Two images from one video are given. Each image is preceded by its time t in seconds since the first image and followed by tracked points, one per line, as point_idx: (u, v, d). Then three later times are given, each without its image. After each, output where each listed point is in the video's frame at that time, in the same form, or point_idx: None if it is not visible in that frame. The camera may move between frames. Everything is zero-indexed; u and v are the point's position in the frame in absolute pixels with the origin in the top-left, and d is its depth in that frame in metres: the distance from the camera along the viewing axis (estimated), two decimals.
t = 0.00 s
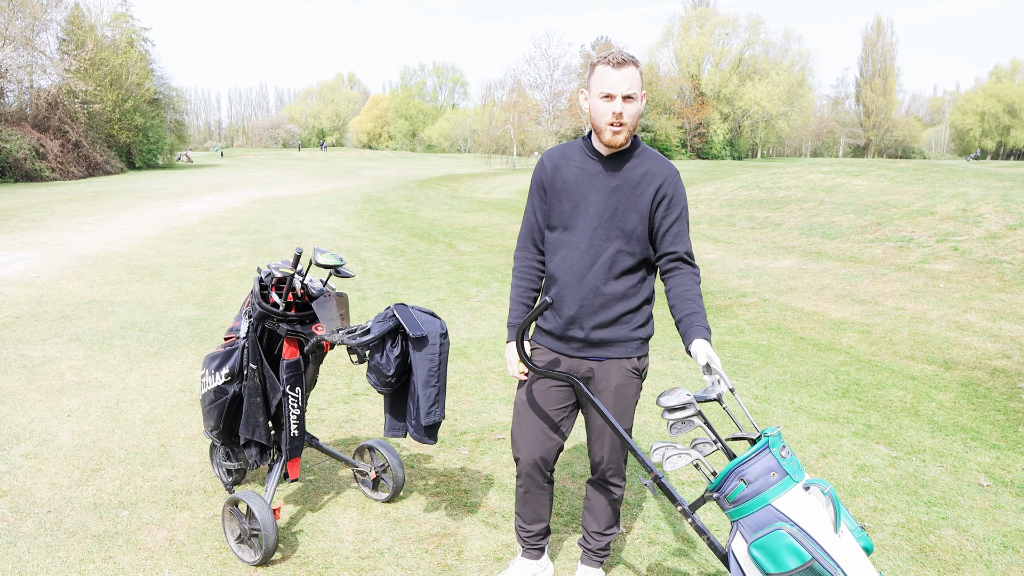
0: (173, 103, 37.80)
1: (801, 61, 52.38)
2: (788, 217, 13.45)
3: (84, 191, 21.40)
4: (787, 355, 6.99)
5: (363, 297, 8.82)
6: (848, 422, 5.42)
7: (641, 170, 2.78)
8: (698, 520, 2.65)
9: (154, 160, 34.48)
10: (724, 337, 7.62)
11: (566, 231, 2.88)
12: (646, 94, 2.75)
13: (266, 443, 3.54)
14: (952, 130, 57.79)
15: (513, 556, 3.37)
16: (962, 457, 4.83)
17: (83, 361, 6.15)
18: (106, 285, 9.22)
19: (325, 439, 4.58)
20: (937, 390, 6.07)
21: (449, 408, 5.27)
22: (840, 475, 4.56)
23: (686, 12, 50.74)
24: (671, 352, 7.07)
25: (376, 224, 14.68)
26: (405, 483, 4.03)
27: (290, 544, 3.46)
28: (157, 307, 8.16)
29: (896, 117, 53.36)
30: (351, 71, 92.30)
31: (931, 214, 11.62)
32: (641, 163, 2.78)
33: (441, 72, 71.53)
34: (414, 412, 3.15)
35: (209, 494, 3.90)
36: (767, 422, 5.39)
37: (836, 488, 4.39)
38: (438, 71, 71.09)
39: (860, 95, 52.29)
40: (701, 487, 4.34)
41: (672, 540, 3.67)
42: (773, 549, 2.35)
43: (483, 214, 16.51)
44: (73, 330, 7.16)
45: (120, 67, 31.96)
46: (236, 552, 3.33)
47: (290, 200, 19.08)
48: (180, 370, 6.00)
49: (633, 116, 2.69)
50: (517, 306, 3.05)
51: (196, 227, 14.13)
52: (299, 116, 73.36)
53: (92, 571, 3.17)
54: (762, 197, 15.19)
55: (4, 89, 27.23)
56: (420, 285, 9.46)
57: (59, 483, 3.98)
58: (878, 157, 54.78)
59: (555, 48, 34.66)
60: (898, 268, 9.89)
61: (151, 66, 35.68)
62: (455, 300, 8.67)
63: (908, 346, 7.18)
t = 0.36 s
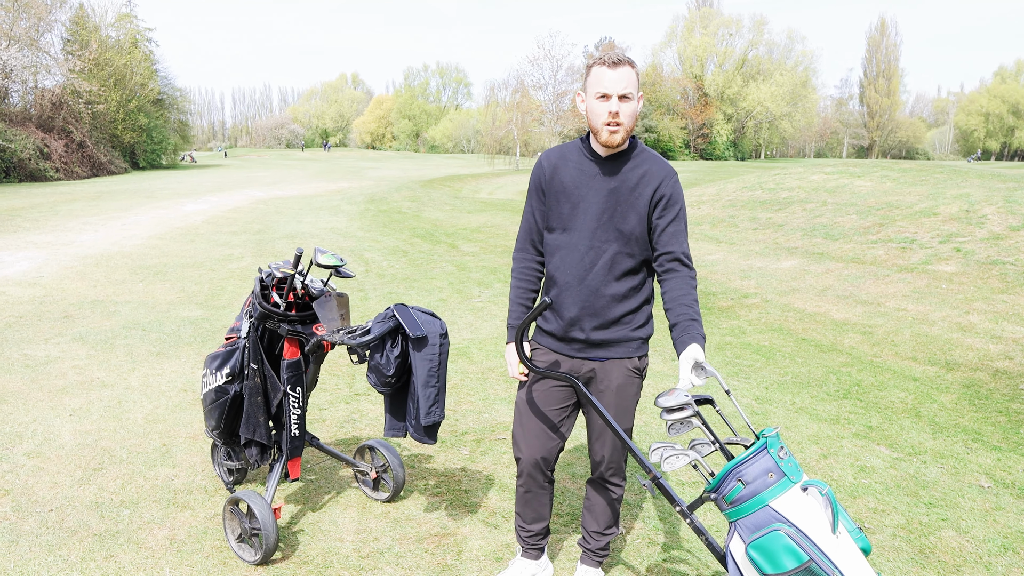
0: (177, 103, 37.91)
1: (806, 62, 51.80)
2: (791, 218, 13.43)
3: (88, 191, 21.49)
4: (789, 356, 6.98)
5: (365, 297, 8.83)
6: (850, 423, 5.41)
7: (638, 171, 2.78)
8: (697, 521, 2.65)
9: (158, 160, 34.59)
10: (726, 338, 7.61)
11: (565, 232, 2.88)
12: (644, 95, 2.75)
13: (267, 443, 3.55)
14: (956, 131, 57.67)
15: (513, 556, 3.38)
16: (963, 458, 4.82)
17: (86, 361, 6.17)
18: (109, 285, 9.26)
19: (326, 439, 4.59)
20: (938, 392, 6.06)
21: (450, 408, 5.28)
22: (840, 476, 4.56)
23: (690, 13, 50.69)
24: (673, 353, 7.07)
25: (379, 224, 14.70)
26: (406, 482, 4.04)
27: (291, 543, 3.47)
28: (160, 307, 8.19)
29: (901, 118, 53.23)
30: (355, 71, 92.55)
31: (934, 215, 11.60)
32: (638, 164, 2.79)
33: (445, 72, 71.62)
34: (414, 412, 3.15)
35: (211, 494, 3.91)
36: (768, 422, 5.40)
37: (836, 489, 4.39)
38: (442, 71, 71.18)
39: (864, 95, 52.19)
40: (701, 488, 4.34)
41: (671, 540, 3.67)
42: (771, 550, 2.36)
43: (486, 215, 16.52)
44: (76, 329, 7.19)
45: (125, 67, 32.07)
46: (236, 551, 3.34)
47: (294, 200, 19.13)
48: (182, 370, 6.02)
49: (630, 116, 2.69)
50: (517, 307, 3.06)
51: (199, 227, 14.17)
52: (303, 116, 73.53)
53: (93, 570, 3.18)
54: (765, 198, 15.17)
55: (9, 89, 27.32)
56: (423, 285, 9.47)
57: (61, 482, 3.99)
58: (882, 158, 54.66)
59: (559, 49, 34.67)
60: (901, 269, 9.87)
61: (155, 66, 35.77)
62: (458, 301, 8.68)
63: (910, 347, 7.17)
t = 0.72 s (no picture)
0: (181, 105, 38.04)
1: (808, 62, 50.99)
2: (793, 219, 13.45)
3: (93, 193, 21.60)
4: (791, 358, 7.01)
5: (369, 299, 8.88)
6: (851, 425, 5.44)
7: (638, 176, 2.80)
8: (697, 522, 2.70)
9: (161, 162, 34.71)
10: (728, 340, 7.64)
11: (566, 238, 2.92)
12: (640, 101, 2.79)
13: (272, 445, 3.58)
14: (960, 131, 57.56)
15: (516, 557, 3.41)
16: (963, 460, 4.84)
17: (91, 363, 6.22)
18: (114, 287, 9.31)
19: (331, 441, 4.63)
20: (940, 393, 6.08)
21: (454, 410, 5.31)
22: (840, 477, 4.59)
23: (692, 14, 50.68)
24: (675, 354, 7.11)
25: (382, 225, 14.75)
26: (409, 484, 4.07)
27: (296, 544, 3.51)
28: (165, 309, 8.24)
29: (904, 118, 53.14)
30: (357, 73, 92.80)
31: (937, 216, 11.61)
32: (637, 169, 2.81)
33: (448, 73, 71.70)
34: (418, 414, 3.19)
35: (216, 495, 3.95)
36: (769, 423, 5.43)
37: (837, 490, 4.42)
38: (444, 72, 71.27)
39: (867, 95, 52.12)
40: (703, 489, 4.37)
41: (672, 541, 3.70)
42: (769, 551, 2.40)
43: (489, 216, 16.57)
44: (82, 331, 7.24)
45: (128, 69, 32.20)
46: (242, 552, 3.38)
47: (297, 201, 19.20)
48: (187, 372, 6.07)
49: (628, 124, 2.74)
50: (519, 311, 3.10)
51: (203, 229, 14.23)
52: (306, 117, 73.71)
53: (100, 570, 3.22)
54: (768, 199, 15.19)
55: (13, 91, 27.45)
56: (426, 287, 9.51)
57: (68, 484, 4.04)
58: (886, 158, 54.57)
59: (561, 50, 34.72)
60: (903, 270, 9.89)
61: (158, 68, 35.92)
62: (461, 302, 8.72)
63: (912, 349, 7.19)
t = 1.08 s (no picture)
0: (182, 103, 38.04)
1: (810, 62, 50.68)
2: (794, 217, 13.45)
3: (95, 191, 21.63)
4: (791, 356, 7.02)
5: (370, 297, 8.89)
6: (851, 422, 5.46)
7: (639, 175, 2.78)
8: (698, 516, 2.75)
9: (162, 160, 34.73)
10: (729, 337, 7.65)
11: (568, 234, 2.95)
12: (621, 104, 2.74)
13: (276, 441, 3.60)
14: (961, 130, 57.50)
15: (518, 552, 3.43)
16: (963, 457, 4.86)
17: (94, 360, 6.24)
18: (115, 285, 9.33)
19: (333, 438, 4.65)
20: (940, 391, 6.10)
21: (455, 406, 5.33)
22: (841, 474, 4.61)
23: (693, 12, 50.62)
24: (676, 352, 7.12)
25: (383, 224, 14.76)
26: (412, 480, 4.09)
27: (299, 540, 3.53)
28: (167, 307, 8.26)
29: (905, 117, 53.11)
30: (358, 71, 92.90)
31: (937, 215, 11.62)
32: (637, 167, 2.79)
33: (449, 71, 71.70)
34: (422, 411, 3.21)
35: (220, 491, 3.97)
36: (770, 420, 5.44)
37: (837, 487, 4.43)
38: (445, 70, 71.27)
39: (868, 94, 52.07)
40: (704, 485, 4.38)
41: (673, 537, 3.72)
42: (771, 545, 2.41)
43: (490, 214, 16.58)
44: (84, 329, 7.26)
45: (129, 67, 32.18)
46: (246, 547, 3.40)
47: (299, 199, 19.21)
48: (190, 369, 6.09)
49: (598, 129, 2.74)
50: (519, 302, 3.15)
51: (204, 227, 14.24)
52: (307, 116, 73.75)
53: (106, 565, 3.25)
54: (768, 197, 15.21)
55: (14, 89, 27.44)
56: (427, 285, 9.52)
57: (73, 479, 4.06)
58: (886, 157, 54.54)
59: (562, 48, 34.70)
60: (904, 269, 9.90)
61: (159, 66, 35.92)
62: (462, 300, 8.74)
63: (912, 347, 7.21)
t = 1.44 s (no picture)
0: (183, 103, 38.04)
1: (811, 62, 50.44)
2: (796, 216, 13.43)
3: (96, 190, 21.63)
4: (794, 353, 7.01)
5: (372, 294, 8.89)
6: (854, 419, 5.44)
7: (603, 163, 2.73)
8: (703, 510, 2.76)
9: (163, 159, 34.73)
10: (731, 335, 7.63)
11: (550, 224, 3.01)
12: (559, 93, 2.82)
13: (278, 436, 3.59)
14: (962, 130, 57.47)
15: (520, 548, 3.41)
16: (968, 454, 4.84)
17: (95, 357, 6.23)
18: (117, 283, 9.32)
19: (336, 434, 4.63)
20: (943, 388, 6.08)
21: (458, 403, 5.32)
22: (845, 470, 4.59)
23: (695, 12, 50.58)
24: (678, 349, 7.11)
25: (385, 222, 14.76)
26: (415, 476, 4.07)
27: (302, 535, 3.51)
28: (168, 304, 8.25)
29: (906, 117, 53.12)
30: (359, 71, 93.00)
31: (940, 213, 11.60)
32: (603, 154, 2.74)
33: (450, 71, 71.76)
34: (425, 405, 3.20)
35: (222, 487, 3.96)
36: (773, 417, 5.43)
37: (842, 483, 4.42)
38: (446, 70, 71.31)
39: (869, 94, 52.02)
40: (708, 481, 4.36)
41: (677, 532, 3.70)
42: (777, 538, 2.41)
43: (491, 213, 16.56)
44: (85, 326, 7.25)
45: (130, 66, 32.16)
46: (248, 543, 3.39)
47: (300, 198, 19.21)
48: (191, 366, 6.08)
49: (547, 121, 2.91)
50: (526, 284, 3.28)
51: (205, 225, 14.24)
52: (308, 115, 73.83)
53: (108, 560, 3.23)
54: (770, 196, 15.19)
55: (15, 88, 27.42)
56: (429, 283, 9.51)
57: (75, 475, 4.05)
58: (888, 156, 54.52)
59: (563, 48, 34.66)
60: (906, 267, 9.88)
61: (160, 66, 35.92)
62: (464, 298, 8.72)
63: (915, 344, 7.19)
